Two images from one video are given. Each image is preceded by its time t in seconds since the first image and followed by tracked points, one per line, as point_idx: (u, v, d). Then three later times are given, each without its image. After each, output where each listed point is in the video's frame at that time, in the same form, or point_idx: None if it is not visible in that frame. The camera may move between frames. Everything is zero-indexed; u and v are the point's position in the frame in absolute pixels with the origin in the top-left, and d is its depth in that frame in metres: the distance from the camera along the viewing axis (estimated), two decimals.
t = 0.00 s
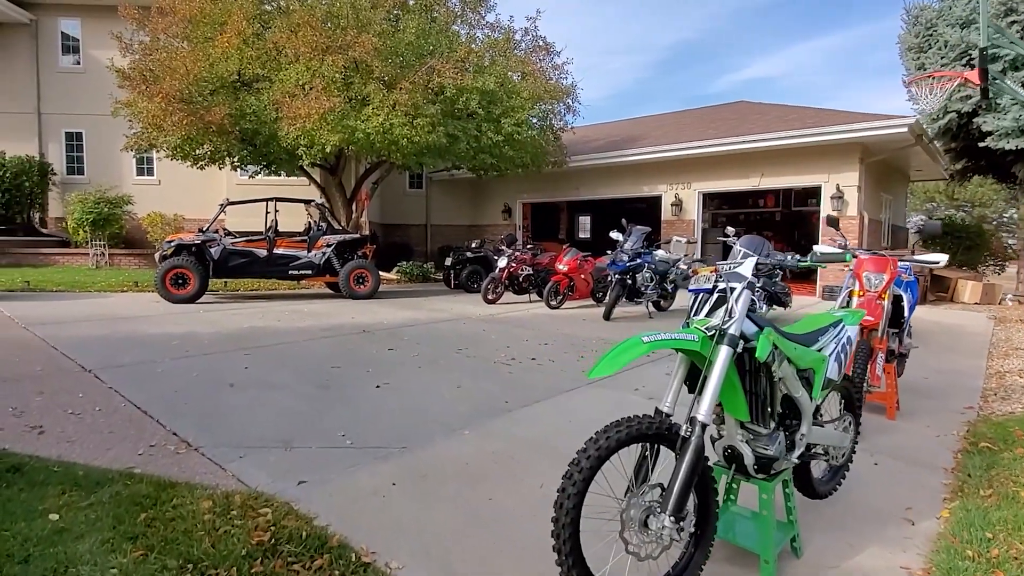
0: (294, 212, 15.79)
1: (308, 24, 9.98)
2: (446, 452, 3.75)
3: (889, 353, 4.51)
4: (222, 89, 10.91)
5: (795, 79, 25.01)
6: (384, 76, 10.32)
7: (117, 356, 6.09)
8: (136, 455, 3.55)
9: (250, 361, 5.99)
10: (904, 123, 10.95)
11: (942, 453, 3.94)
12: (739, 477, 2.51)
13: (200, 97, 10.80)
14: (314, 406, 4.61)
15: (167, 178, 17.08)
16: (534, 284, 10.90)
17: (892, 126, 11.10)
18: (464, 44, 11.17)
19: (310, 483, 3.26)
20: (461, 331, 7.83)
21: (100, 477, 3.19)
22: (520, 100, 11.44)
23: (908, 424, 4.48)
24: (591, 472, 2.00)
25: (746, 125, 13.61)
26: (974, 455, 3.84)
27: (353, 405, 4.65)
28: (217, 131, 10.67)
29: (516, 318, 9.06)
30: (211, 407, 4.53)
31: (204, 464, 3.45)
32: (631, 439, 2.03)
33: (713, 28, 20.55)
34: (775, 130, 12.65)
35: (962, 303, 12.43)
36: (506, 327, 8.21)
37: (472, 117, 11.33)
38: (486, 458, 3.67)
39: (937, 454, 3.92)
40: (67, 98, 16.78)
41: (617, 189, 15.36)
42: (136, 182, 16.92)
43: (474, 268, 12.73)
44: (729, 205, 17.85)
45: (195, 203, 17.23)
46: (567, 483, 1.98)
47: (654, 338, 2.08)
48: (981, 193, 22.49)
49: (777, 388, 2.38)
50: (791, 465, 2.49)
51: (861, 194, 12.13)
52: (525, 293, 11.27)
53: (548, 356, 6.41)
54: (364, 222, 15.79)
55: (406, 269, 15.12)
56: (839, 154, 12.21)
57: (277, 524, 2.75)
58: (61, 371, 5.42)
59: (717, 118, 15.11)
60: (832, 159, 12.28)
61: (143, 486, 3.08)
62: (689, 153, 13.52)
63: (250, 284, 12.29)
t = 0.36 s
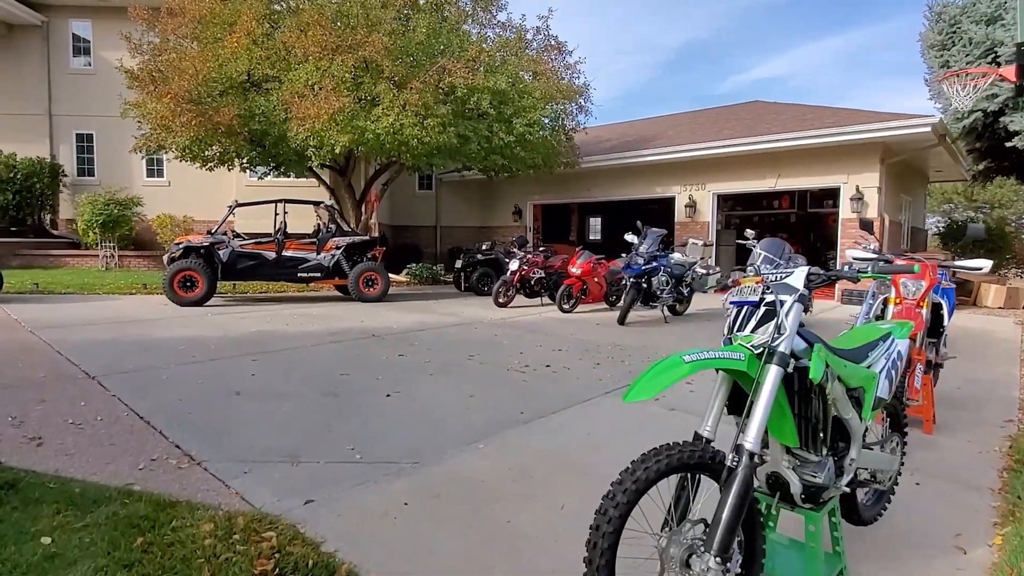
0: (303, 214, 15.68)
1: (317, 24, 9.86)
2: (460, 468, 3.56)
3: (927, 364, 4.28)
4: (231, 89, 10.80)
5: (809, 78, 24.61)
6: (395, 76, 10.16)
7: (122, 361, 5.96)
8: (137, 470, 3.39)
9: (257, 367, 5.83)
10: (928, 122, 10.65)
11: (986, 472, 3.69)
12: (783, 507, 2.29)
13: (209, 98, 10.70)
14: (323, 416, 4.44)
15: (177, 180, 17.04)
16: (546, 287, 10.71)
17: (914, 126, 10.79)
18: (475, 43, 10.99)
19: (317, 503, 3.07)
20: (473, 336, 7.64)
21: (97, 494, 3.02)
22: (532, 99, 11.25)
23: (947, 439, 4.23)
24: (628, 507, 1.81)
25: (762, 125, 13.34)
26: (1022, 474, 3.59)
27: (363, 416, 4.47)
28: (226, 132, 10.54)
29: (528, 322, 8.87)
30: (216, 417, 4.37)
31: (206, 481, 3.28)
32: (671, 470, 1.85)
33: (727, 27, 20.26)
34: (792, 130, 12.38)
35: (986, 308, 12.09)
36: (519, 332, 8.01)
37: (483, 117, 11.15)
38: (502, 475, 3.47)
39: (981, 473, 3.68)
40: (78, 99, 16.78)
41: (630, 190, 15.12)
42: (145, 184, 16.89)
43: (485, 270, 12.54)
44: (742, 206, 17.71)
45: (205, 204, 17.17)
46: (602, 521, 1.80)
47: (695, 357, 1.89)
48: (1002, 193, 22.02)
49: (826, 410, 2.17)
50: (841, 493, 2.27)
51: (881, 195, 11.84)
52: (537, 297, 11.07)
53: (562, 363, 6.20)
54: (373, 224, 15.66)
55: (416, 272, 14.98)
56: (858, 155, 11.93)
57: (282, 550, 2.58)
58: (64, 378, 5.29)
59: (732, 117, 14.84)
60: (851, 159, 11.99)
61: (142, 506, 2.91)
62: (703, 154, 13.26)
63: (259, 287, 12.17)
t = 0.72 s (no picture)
0: (311, 213, 15.56)
1: (326, 20, 9.70)
2: (474, 479, 3.36)
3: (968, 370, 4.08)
4: (238, 87, 10.66)
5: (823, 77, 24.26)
6: (404, 73, 9.99)
7: (125, 363, 5.82)
8: (135, 479, 3.22)
9: (263, 370, 5.66)
10: (951, 119, 10.35)
11: None
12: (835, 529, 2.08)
13: (217, 96, 10.58)
14: (330, 421, 4.26)
15: (185, 179, 16.98)
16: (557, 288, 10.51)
17: (937, 123, 10.50)
18: (485, 40, 10.80)
19: (323, 517, 2.89)
20: (483, 338, 7.45)
21: (92, 506, 2.85)
22: (543, 97, 11.06)
23: (989, 451, 4.00)
24: (673, 538, 1.62)
25: (777, 123, 13.08)
26: None
27: (372, 421, 4.29)
28: (233, 130, 10.38)
29: (540, 324, 8.67)
30: (219, 423, 4.20)
31: (207, 492, 3.11)
32: (721, 496, 1.65)
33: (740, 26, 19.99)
34: (808, 128, 12.12)
35: (1009, 310, 11.77)
36: (530, 334, 7.82)
37: (494, 115, 10.96)
38: (519, 488, 3.28)
39: None
40: (87, 99, 16.75)
41: (642, 189, 14.90)
42: (154, 183, 16.82)
43: (495, 270, 12.36)
44: (755, 208, 17.81)
45: (213, 203, 17.09)
46: (643, 553, 1.61)
47: (746, 368, 1.69)
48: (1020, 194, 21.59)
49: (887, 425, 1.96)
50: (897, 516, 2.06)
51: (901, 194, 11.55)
52: (548, 298, 10.88)
53: (578, 366, 5.99)
54: (381, 224, 15.51)
55: (424, 272, 14.83)
56: (877, 153, 11.64)
57: (285, 571, 2.39)
58: (66, 380, 5.15)
59: (746, 116, 14.59)
60: (870, 158, 11.72)
61: (137, 519, 2.73)
62: (717, 153, 13.02)
63: (266, 287, 12.05)
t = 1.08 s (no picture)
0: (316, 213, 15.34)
1: (330, 13, 9.45)
2: (484, 498, 3.09)
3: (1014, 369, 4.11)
4: (242, 83, 10.46)
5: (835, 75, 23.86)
6: (410, 67, 9.73)
7: (118, 367, 5.58)
8: (116, 497, 2.97)
9: (262, 375, 5.42)
10: (975, 115, 10.01)
11: None
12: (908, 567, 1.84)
13: (219, 92, 10.36)
14: (329, 431, 4.00)
15: (189, 178, 16.79)
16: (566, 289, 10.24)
17: (960, 119, 10.15)
18: (493, 35, 10.52)
19: (318, 542, 2.63)
20: (491, 341, 7.19)
21: (66, 528, 2.60)
22: (553, 93, 10.77)
23: None
24: None
25: (792, 120, 12.75)
26: None
27: (374, 431, 4.03)
28: (235, 127, 10.08)
29: (549, 326, 8.40)
30: (212, 433, 3.95)
31: (193, 512, 2.86)
32: (786, 543, 1.49)
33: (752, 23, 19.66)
34: (825, 125, 11.79)
35: None
36: (539, 337, 7.56)
37: (502, 111, 10.69)
38: (532, 508, 3.00)
39: None
40: (91, 96, 16.60)
41: (652, 188, 14.60)
42: (157, 182, 16.65)
43: (502, 271, 12.08)
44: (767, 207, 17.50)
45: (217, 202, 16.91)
46: None
47: (817, 389, 1.44)
48: None
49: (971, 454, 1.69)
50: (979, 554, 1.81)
51: (921, 193, 11.22)
52: (557, 299, 10.61)
53: (591, 371, 5.72)
54: (386, 223, 15.28)
55: (430, 272, 14.59)
56: (897, 151, 11.31)
57: None
58: (55, 385, 4.92)
59: (758, 113, 14.27)
60: (889, 155, 11.38)
61: (114, 544, 2.48)
62: (730, 150, 12.71)
63: (269, 287, 11.85)
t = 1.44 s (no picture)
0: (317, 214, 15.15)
1: (330, 11, 9.25)
2: (491, 524, 2.87)
3: None
4: (242, 83, 10.28)
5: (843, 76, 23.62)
6: (413, 66, 9.53)
7: (109, 375, 5.38)
8: (96, 524, 2.76)
9: (258, 384, 5.21)
10: (993, 114, 9.74)
11: None
12: None
13: (219, 92, 10.19)
14: (327, 447, 3.79)
15: (190, 180, 16.61)
16: (572, 292, 10.03)
17: (978, 118, 9.88)
18: (497, 33, 10.29)
19: None
20: (496, 347, 6.97)
21: (37, 559, 2.40)
22: (558, 92, 10.54)
23: None
24: None
25: (802, 120, 12.51)
26: None
27: (375, 446, 3.82)
28: (235, 127, 9.88)
29: (556, 331, 8.18)
30: (203, 448, 3.75)
31: (178, 541, 2.65)
32: None
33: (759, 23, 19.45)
34: (837, 124, 11.54)
35: None
36: (546, 342, 7.34)
37: (507, 111, 10.48)
38: (543, 535, 2.78)
39: None
40: (92, 97, 16.46)
41: (659, 189, 14.38)
42: (158, 183, 16.49)
43: (506, 274, 11.86)
44: (775, 208, 17.24)
45: (219, 204, 16.74)
46: None
47: (893, 430, 1.42)
48: None
49: None
50: None
51: (935, 194, 10.96)
52: (563, 302, 10.40)
53: (600, 380, 5.50)
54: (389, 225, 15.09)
55: (434, 275, 14.39)
56: (911, 151, 11.05)
57: None
58: (42, 395, 4.73)
59: (766, 113, 14.03)
60: (902, 156, 11.13)
61: None
62: (739, 151, 12.48)
63: (270, 290, 11.66)
